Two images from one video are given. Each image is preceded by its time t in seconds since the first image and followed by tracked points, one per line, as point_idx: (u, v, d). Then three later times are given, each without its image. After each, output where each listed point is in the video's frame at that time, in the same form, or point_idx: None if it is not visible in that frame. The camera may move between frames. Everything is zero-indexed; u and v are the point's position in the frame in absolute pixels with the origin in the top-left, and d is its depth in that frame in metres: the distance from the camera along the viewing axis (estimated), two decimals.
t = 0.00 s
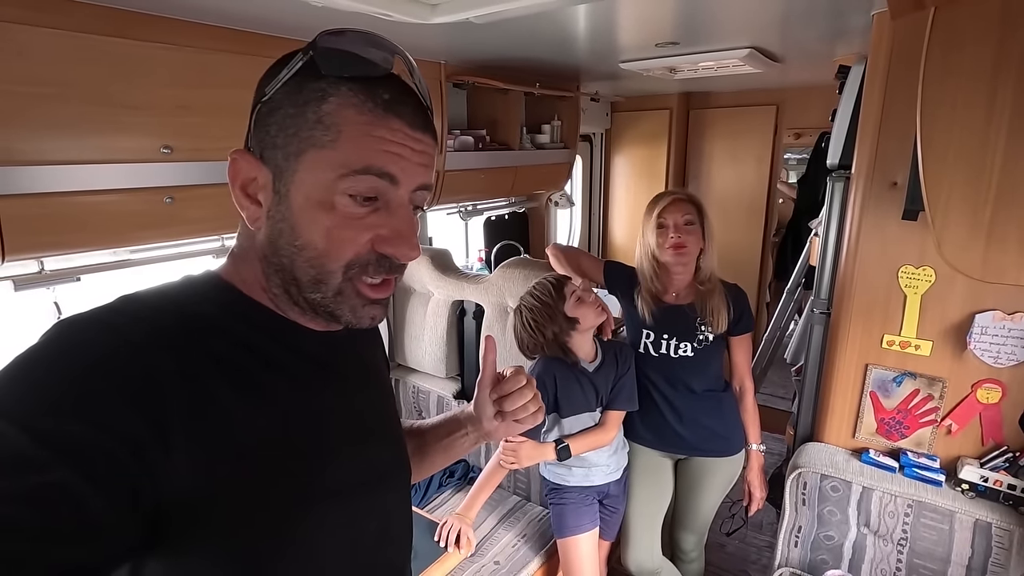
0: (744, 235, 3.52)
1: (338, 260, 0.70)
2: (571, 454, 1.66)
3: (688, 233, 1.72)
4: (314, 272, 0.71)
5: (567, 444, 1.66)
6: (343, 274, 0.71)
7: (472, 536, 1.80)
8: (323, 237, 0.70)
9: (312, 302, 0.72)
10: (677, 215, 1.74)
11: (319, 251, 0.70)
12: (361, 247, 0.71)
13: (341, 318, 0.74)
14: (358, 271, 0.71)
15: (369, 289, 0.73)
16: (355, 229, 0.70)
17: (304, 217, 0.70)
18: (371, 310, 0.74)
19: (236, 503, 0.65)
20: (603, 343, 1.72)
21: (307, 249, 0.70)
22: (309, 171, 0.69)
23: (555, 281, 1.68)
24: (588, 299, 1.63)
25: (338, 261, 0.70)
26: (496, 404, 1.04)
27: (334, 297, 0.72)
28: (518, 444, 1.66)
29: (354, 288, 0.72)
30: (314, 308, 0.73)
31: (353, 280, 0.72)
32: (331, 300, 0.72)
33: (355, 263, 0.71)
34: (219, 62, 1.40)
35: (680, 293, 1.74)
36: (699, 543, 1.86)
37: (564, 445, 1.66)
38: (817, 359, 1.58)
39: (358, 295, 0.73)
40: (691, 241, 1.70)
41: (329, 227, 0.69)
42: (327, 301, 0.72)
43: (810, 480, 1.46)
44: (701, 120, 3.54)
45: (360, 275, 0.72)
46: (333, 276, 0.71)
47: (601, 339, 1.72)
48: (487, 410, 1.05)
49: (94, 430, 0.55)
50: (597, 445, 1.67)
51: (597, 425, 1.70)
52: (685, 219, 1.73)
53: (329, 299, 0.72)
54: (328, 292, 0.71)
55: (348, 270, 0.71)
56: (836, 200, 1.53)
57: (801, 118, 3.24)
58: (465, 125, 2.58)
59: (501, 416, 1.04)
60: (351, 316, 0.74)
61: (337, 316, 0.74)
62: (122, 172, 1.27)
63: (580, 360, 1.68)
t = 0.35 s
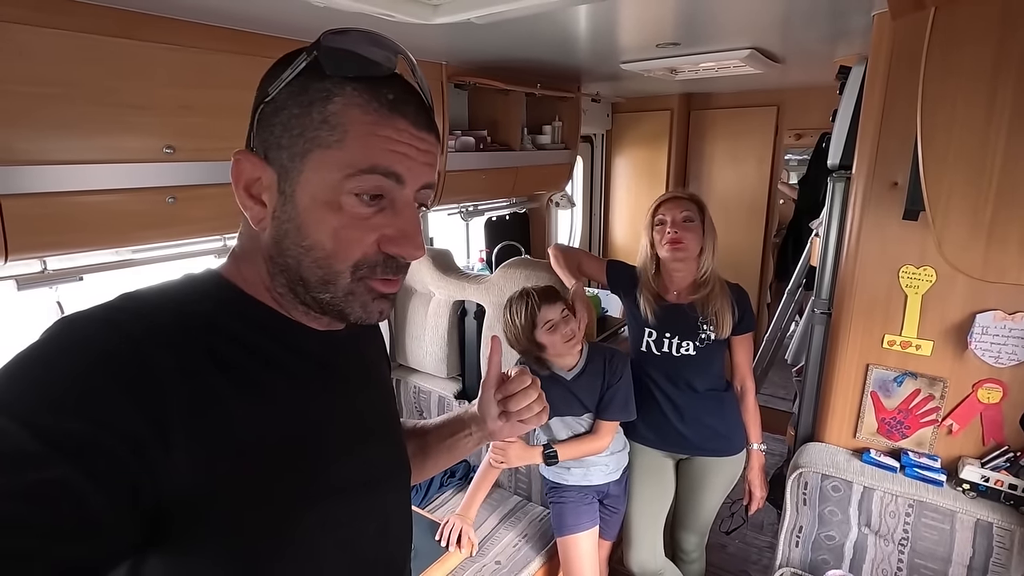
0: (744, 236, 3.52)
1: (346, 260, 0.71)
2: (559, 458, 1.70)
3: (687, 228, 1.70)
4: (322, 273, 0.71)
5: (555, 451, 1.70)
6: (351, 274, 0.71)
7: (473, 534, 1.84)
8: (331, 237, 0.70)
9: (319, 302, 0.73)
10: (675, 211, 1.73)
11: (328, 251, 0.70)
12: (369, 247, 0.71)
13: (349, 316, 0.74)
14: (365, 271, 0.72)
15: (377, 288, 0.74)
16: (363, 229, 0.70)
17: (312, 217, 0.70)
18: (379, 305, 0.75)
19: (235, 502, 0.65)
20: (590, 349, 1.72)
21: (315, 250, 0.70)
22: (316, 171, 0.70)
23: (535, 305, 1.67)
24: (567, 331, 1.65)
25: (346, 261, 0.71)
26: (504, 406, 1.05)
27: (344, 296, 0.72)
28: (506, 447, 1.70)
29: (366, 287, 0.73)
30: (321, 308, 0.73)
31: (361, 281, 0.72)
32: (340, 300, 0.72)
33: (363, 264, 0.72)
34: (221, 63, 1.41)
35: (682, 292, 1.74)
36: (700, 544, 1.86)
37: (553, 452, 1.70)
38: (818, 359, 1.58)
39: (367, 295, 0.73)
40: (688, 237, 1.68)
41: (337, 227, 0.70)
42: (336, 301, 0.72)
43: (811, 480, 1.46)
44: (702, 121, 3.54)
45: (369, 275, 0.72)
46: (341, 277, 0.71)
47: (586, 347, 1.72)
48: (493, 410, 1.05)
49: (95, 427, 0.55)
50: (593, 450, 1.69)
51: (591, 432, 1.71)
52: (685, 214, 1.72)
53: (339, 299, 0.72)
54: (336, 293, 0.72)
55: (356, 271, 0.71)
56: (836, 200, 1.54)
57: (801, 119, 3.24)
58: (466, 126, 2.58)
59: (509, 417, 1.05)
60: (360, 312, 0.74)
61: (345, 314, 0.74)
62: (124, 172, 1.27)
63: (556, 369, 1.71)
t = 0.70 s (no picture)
0: (744, 236, 3.52)
1: (309, 237, 0.70)
2: (548, 458, 1.70)
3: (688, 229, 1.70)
4: (288, 254, 0.70)
5: (543, 450, 1.70)
6: (316, 252, 0.70)
7: (473, 535, 1.84)
8: (291, 215, 0.70)
9: (291, 287, 0.72)
10: (677, 211, 1.73)
11: (290, 231, 0.70)
12: (330, 221, 0.71)
13: (324, 301, 0.73)
14: (330, 248, 0.71)
15: (347, 264, 0.72)
16: (320, 202, 0.70)
17: (270, 198, 0.70)
18: (354, 287, 0.73)
19: (232, 502, 0.64)
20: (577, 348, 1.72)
21: (278, 231, 0.70)
22: (268, 151, 0.70)
23: (512, 316, 1.68)
24: (543, 343, 1.65)
25: (309, 239, 0.70)
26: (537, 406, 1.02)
27: (313, 278, 0.71)
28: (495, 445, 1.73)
29: (332, 265, 0.71)
30: (295, 293, 0.72)
31: (327, 258, 0.71)
32: (311, 282, 0.71)
33: (327, 241, 0.71)
34: (222, 62, 1.41)
35: (684, 293, 1.73)
36: (700, 545, 1.86)
37: (541, 451, 1.71)
38: (819, 360, 1.58)
39: (337, 272, 0.72)
40: (689, 239, 1.68)
41: (295, 204, 0.70)
42: (307, 284, 0.71)
43: (812, 481, 1.46)
44: (701, 122, 3.55)
45: (334, 251, 0.71)
46: (305, 255, 0.70)
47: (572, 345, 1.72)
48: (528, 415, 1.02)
49: (89, 427, 0.55)
50: (585, 450, 1.68)
51: (583, 432, 1.71)
52: (686, 215, 1.72)
53: (308, 281, 0.71)
54: (305, 274, 0.71)
55: (320, 248, 0.71)
56: (837, 200, 1.54)
57: (801, 119, 3.25)
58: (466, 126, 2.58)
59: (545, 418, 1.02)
60: (333, 296, 0.73)
61: (319, 298, 0.73)
62: (124, 172, 1.26)
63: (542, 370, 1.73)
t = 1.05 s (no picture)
0: (744, 237, 3.53)
1: (286, 231, 0.70)
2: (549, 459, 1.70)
3: (680, 233, 1.71)
4: (268, 250, 0.70)
5: (544, 451, 1.70)
6: (294, 247, 0.71)
7: (474, 536, 1.83)
8: (267, 210, 0.70)
9: (276, 284, 0.72)
10: (669, 214, 1.74)
11: (267, 225, 0.70)
12: (305, 214, 0.70)
13: (307, 298, 0.73)
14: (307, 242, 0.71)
15: (327, 258, 0.72)
16: (294, 194, 0.70)
17: (248, 193, 0.70)
18: (334, 285, 0.73)
19: (233, 502, 0.64)
20: (580, 348, 1.72)
21: (257, 226, 0.70)
22: (244, 148, 0.70)
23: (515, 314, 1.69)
24: (545, 342, 1.64)
25: (286, 233, 0.70)
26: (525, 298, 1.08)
27: (294, 273, 0.71)
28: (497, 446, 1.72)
29: (313, 261, 0.71)
30: (280, 290, 0.72)
31: (304, 252, 0.71)
32: (292, 277, 0.71)
33: (304, 234, 0.71)
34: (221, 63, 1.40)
35: (679, 294, 1.74)
36: (699, 546, 1.85)
37: (542, 452, 1.70)
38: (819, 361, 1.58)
39: (319, 267, 0.72)
40: (681, 244, 1.69)
41: (271, 198, 0.70)
42: (287, 279, 0.71)
43: (813, 481, 1.46)
44: (700, 122, 3.55)
45: (311, 245, 0.71)
46: (284, 250, 0.70)
47: (576, 345, 1.72)
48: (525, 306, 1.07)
49: (89, 427, 0.55)
50: (585, 451, 1.68)
51: (583, 433, 1.71)
52: (678, 219, 1.73)
53: (290, 276, 0.71)
54: (285, 269, 0.71)
55: (298, 242, 0.71)
56: (837, 201, 1.54)
57: (800, 120, 3.25)
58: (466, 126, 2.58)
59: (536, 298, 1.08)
60: (316, 293, 0.72)
61: (302, 295, 0.72)
62: (124, 172, 1.26)
63: (543, 369, 1.72)
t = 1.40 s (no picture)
0: (744, 237, 3.53)
1: (314, 249, 0.70)
2: (551, 459, 1.69)
3: (667, 237, 1.70)
4: (292, 262, 0.70)
5: (547, 452, 1.69)
6: (319, 265, 0.71)
7: (474, 536, 1.83)
8: (299, 225, 0.70)
9: (292, 294, 0.72)
10: (661, 217, 1.73)
11: (296, 239, 0.70)
12: (336, 237, 0.70)
13: (319, 311, 0.73)
14: (335, 263, 0.71)
15: (347, 282, 0.72)
16: (330, 215, 0.70)
17: (283, 204, 0.70)
18: (349, 305, 0.73)
19: (238, 501, 0.65)
20: (588, 351, 1.71)
21: (286, 238, 0.70)
22: (286, 158, 0.70)
23: (526, 313, 1.68)
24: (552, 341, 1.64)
25: (314, 250, 0.70)
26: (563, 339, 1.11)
27: (313, 288, 0.71)
28: (499, 448, 1.71)
29: (333, 280, 0.71)
30: (296, 300, 0.72)
31: (331, 273, 0.71)
32: (310, 292, 0.71)
33: (332, 255, 0.70)
34: (221, 63, 1.41)
35: (677, 294, 1.73)
36: (699, 547, 1.85)
37: (543, 453, 1.70)
38: (819, 361, 1.58)
39: (336, 287, 0.71)
40: (667, 250, 1.69)
41: (305, 215, 0.70)
42: (305, 292, 0.71)
43: (812, 481, 1.46)
44: (700, 123, 3.55)
45: (338, 267, 0.71)
46: (309, 266, 0.70)
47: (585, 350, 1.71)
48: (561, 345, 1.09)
49: (100, 424, 0.55)
50: (586, 451, 1.68)
51: (585, 434, 1.71)
52: (666, 223, 1.72)
53: (308, 291, 0.71)
54: (305, 283, 0.71)
55: (324, 261, 0.71)
56: (836, 201, 1.54)
57: (800, 121, 3.26)
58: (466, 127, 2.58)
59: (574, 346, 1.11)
60: (329, 308, 0.72)
61: (316, 309, 0.73)
62: (123, 172, 1.26)
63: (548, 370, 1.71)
